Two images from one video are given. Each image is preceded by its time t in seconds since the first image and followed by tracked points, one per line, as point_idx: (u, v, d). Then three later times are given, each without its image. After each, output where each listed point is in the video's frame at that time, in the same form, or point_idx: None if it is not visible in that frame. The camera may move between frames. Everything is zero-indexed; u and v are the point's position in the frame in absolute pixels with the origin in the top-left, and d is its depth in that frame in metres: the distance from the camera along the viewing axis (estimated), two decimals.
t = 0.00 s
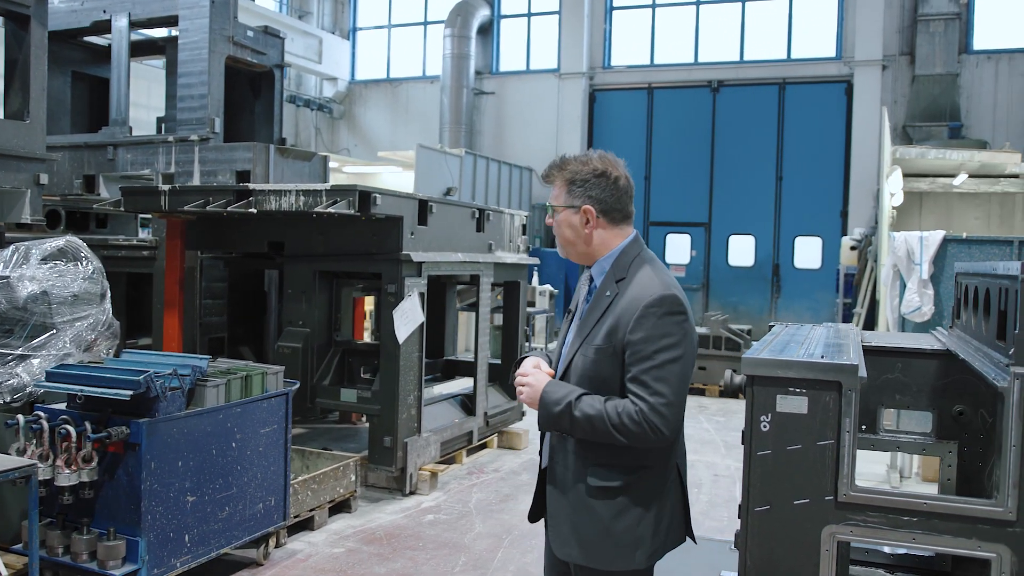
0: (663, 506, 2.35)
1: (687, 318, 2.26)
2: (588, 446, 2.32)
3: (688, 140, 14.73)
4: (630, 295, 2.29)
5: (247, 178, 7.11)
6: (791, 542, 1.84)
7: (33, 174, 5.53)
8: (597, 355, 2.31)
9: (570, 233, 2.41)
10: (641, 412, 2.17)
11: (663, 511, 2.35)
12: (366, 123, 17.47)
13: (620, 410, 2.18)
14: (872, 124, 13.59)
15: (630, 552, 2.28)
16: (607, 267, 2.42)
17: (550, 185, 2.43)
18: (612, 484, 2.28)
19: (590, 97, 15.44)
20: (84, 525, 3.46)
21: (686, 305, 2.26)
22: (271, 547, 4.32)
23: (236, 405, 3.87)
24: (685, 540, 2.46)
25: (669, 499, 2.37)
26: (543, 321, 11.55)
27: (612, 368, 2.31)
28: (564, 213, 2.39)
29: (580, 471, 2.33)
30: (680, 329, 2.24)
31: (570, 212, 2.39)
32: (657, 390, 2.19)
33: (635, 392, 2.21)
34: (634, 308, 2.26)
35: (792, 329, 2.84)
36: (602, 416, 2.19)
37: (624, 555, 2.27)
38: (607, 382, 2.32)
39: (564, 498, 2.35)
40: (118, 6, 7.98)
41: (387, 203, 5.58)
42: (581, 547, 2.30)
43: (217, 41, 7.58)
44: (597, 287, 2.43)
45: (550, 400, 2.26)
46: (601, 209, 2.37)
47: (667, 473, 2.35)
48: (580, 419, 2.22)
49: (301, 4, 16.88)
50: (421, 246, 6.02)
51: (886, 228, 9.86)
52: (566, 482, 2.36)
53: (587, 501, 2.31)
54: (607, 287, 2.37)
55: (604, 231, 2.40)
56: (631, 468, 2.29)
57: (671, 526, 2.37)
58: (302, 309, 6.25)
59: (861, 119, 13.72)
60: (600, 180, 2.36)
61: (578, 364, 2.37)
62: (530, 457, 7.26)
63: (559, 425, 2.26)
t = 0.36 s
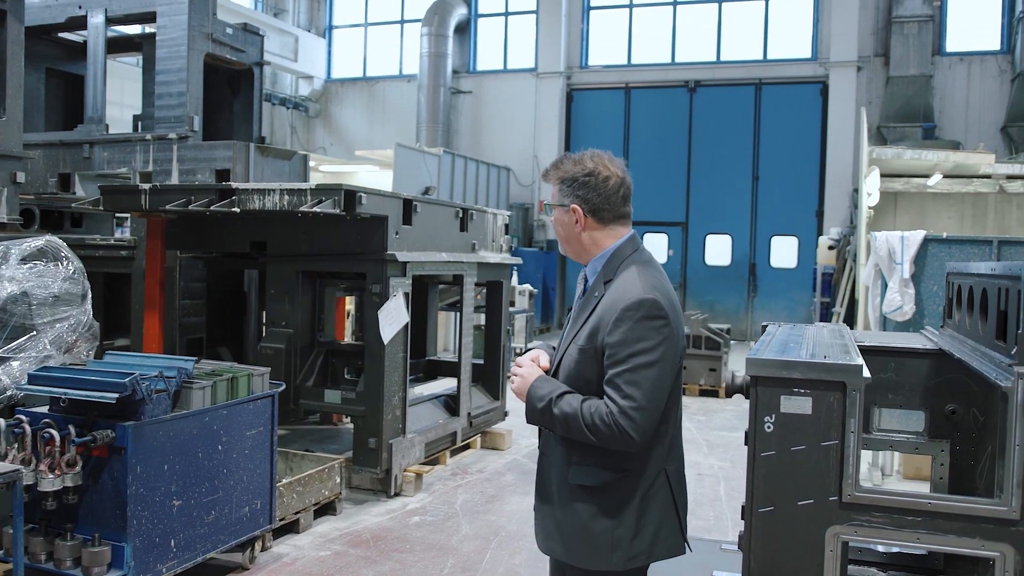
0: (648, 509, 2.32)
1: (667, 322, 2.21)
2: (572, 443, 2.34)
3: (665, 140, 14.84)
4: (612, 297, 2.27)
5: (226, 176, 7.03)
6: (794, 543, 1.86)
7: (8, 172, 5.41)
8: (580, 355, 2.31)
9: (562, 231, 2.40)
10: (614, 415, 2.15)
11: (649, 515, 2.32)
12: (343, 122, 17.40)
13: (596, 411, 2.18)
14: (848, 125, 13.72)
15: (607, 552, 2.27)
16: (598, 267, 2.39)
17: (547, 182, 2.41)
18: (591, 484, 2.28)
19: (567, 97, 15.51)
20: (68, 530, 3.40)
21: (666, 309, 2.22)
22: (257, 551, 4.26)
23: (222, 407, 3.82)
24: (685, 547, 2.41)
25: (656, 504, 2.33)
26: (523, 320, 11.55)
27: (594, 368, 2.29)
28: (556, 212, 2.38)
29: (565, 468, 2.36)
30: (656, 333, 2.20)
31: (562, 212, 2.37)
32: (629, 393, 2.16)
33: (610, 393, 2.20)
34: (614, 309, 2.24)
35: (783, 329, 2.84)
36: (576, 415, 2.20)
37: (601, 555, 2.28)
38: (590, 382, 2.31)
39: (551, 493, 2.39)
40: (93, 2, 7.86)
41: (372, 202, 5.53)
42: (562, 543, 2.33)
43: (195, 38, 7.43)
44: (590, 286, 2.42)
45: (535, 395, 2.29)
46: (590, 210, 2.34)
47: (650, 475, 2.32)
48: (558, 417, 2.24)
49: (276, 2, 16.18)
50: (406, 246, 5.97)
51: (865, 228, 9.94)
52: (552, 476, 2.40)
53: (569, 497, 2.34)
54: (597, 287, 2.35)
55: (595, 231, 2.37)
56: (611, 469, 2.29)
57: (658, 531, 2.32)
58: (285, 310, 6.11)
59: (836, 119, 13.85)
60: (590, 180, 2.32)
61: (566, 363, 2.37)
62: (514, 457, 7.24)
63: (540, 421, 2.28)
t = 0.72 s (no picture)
0: (647, 500, 2.30)
1: (678, 315, 2.22)
2: (573, 431, 2.31)
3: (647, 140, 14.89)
4: (623, 286, 2.25)
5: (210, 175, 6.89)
6: (809, 543, 1.85)
7: None
8: (586, 343, 2.27)
9: (569, 224, 2.35)
10: (625, 402, 2.13)
11: (647, 507, 2.29)
12: (322, 120, 17.28)
13: (605, 397, 2.15)
14: (828, 125, 13.82)
15: (606, 543, 2.24)
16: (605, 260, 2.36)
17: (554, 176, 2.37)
18: (592, 473, 2.25)
19: (547, 96, 15.53)
20: (55, 536, 3.33)
21: (678, 301, 2.22)
22: (247, 555, 4.20)
23: (212, 408, 3.75)
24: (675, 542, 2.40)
25: (654, 495, 2.31)
26: (507, 319, 11.52)
27: (599, 357, 2.26)
28: (565, 205, 2.33)
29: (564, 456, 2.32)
30: (668, 323, 2.19)
31: (570, 205, 2.33)
32: (641, 380, 2.15)
33: (619, 381, 2.17)
34: (627, 298, 2.21)
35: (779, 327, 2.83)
36: (584, 401, 2.16)
37: (600, 546, 2.24)
38: (594, 371, 2.28)
39: (547, 482, 2.35)
40: None
41: (362, 200, 5.48)
42: (559, 533, 2.29)
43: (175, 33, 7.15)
44: (593, 279, 2.39)
45: (538, 380, 2.23)
46: (599, 204, 2.31)
47: (650, 467, 2.30)
48: (563, 402, 2.19)
49: None
50: (394, 244, 5.91)
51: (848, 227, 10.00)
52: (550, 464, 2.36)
53: (567, 486, 2.30)
54: (603, 278, 2.33)
55: (603, 225, 2.34)
56: (612, 458, 2.26)
57: (655, 523, 2.31)
58: (272, 309, 6.02)
59: (816, 119, 13.94)
60: (601, 175, 2.30)
61: (569, 351, 2.33)
62: (502, 457, 7.20)
63: (542, 407, 2.23)
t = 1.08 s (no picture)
0: (651, 489, 2.33)
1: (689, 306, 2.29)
2: (583, 423, 2.29)
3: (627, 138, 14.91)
4: (636, 279, 2.29)
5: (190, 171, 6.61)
6: (817, 543, 1.89)
7: None
8: (600, 335, 2.27)
9: (586, 219, 2.34)
10: (653, 390, 2.14)
11: (652, 495, 2.32)
12: (299, 118, 17.14)
13: (631, 386, 2.13)
14: (806, 124, 13.91)
15: (619, 533, 2.23)
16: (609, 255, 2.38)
17: (569, 170, 2.35)
18: (607, 464, 2.24)
19: (526, 94, 15.51)
20: (38, 542, 3.25)
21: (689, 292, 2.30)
22: (233, 558, 4.12)
23: (198, 409, 3.68)
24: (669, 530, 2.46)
25: (658, 482, 2.35)
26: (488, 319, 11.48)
27: (613, 348, 2.28)
28: (587, 199, 2.32)
29: (573, 448, 2.29)
30: (684, 314, 2.26)
31: (592, 199, 2.33)
32: (667, 367, 2.18)
33: (640, 369, 2.18)
34: (646, 289, 2.25)
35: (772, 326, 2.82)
36: (610, 390, 2.12)
37: (613, 537, 2.23)
38: (606, 362, 2.28)
39: (554, 477, 2.31)
40: None
41: (348, 197, 5.43)
42: (569, 528, 2.26)
43: (155, 28, 6.97)
44: (595, 274, 2.40)
45: (556, 371, 2.15)
46: (623, 199, 2.37)
47: (655, 455, 2.33)
48: (586, 393, 2.13)
49: None
50: (380, 242, 5.86)
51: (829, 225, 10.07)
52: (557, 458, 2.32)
53: (577, 478, 2.27)
54: (610, 271, 2.34)
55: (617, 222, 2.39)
56: (624, 447, 2.26)
57: (658, 510, 2.34)
58: (255, 309, 5.92)
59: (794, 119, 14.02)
60: (622, 172, 2.36)
61: (578, 343, 2.31)
62: (486, 457, 7.16)
63: (561, 398, 2.15)
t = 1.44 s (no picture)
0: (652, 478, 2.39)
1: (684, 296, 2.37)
2: (592, 424, 2.28)
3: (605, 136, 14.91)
4: (637, 274, 2.32)
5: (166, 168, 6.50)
6: (816, 543, 1.88)
7: None
8: (608, 331, 2.28)
9: (594, 212, 2.35)
10: (669, 382, 2.22)
11: (653, 484, 2.38)
12: (273, 115, 16.96)
13: (650, 384, 2.18)
14: (782, 123, 13.99)
15: (634, 527, 2.27)
16: (602, 250, 2.39)
17: (575, 164, 2.34)
18: (620, 459, 2.26)
19: (503, 92, 15.47)
20: (12, 549, 3.16)
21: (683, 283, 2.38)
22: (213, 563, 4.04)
23: (178, 411, 3.61)
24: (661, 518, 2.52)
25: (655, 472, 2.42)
26: (467, 319, 11.42)
27: (619, 344, 2.30)
28: (596, 191, 2.34)
29: (583, 449, 2.27)
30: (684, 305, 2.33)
31: (599, 192, 2.35)
32: (678, 358, 2.26)
33: (652, 362, 2.24)
34: (651, 282, 2.29)
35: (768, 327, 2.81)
36: (629, 393, 2.16)
37: (629, 531, 2.25)
38: (612, 360, 2.30)
39: (566, 482, 2.27)
40: None
41: (328, 195, 5.35)
42: (587, 530, 2.24)
43: (130, 22, 6.82)
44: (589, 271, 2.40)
45: (577, 384, 2.11)
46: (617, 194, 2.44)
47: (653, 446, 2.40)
48: (608, 402, 2.13)
49: None
50: (361, 241, 5.79)
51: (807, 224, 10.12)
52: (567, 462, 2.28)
53: (591, 479, 2.26)
54: (607, 268, 2.35)
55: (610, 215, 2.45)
56: (632, 442, 2.30)
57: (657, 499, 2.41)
58: (234, 308, 5.82)
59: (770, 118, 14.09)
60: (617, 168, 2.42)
61: (582, 342, 2.30)
62: (467, 457, 7.11)
63: (582, 410, 2.12)
